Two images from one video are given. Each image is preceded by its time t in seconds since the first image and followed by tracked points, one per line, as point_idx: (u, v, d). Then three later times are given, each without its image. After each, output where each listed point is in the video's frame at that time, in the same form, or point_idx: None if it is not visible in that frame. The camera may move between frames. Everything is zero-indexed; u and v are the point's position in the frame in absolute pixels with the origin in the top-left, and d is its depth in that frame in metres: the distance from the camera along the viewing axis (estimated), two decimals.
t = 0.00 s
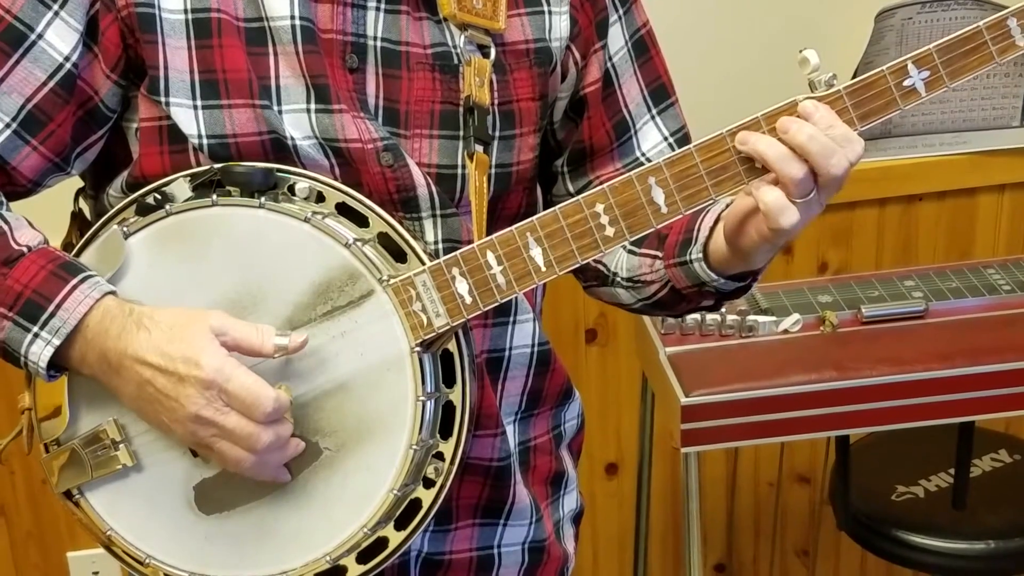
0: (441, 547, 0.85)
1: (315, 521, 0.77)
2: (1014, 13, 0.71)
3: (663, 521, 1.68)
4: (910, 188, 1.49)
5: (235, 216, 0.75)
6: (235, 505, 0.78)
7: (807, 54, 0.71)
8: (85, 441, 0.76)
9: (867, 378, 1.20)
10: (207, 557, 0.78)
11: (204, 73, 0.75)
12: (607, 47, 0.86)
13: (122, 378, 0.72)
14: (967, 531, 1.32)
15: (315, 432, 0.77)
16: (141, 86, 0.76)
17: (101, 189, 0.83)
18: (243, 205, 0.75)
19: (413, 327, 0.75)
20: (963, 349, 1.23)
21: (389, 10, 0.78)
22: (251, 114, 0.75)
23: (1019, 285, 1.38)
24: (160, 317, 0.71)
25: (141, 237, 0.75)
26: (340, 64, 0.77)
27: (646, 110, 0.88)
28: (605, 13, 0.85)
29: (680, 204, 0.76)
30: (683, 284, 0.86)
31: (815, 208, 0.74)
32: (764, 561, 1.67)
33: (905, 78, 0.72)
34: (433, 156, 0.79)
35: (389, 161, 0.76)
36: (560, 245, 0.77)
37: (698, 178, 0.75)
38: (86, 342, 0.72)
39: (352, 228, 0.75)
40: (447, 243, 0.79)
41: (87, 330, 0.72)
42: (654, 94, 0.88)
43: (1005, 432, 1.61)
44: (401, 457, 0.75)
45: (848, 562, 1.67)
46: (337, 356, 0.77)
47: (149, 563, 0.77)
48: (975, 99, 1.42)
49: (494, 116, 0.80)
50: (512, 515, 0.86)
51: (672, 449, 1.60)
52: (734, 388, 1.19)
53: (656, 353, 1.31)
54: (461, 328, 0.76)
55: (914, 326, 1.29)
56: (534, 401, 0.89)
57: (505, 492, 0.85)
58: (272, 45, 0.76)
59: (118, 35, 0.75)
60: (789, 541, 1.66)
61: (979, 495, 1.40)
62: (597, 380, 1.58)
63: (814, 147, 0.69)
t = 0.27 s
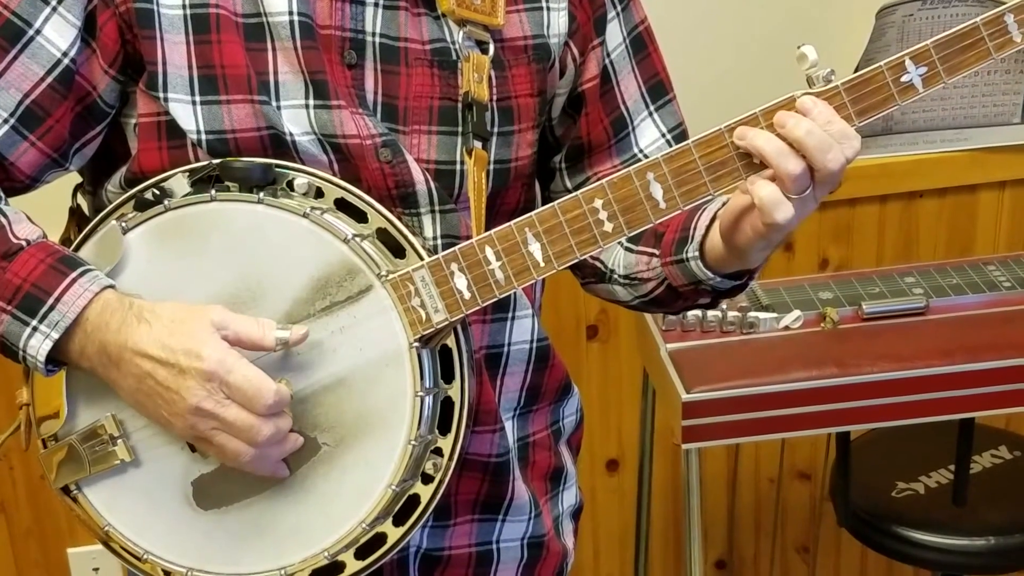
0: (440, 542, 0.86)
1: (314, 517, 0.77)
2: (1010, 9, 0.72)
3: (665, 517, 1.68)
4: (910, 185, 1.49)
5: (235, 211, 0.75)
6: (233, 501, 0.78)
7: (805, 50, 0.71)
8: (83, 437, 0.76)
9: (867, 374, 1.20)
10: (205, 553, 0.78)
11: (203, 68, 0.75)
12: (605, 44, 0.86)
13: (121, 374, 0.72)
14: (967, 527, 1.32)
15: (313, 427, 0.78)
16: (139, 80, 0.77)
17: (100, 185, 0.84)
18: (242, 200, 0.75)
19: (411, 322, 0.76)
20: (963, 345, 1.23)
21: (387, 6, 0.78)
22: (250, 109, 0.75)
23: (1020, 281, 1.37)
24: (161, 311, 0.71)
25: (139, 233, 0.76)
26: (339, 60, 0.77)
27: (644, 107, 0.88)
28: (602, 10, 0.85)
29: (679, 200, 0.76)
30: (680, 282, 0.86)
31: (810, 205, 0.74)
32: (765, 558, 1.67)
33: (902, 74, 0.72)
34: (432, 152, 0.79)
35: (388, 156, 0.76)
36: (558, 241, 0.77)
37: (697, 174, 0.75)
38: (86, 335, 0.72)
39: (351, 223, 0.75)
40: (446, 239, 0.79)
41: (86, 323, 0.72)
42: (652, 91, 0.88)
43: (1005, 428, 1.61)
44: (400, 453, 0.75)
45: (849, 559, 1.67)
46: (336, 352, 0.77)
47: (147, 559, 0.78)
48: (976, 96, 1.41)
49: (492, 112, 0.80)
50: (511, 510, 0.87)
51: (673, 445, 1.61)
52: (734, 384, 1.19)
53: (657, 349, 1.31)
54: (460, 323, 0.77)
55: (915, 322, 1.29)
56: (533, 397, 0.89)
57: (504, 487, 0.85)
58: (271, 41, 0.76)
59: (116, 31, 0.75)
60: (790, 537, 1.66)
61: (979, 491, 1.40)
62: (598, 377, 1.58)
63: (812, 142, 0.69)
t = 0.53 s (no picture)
0: (436, 540, 0.86)
1: (310, 516, 0.77)
2: (1006, 8, 0.72)
3: (662, 513, 1.68)
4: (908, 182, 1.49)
5: (229, 210, 0.75)
6: (229, 501, 0.78)
7: (800, 48, 0.71)
8: (79, 437, 0.76)
9: (864, 371, 1.20)
10: (201, 552, 0.78)
11: (198, 66, 0.75)
12: (601, 42, 0.86)
13: (116, 374, 0.72)
14: (964, 524, 1.32)
15: (309, 427, 0.78)
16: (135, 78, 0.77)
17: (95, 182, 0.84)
18: (237, 199, 0.75)
19: (406, 322, 0.76)
20: (960, 342, 1.23)
21: (383, 4, 0.77)
22: (245, 107, 0.75)
23: (1017, 278, 1.37)
24: (154, 313, 0.71)
25: (134, 233, 0.75)
26: (334, 58, 0.77)
27: (639, 105, 0.88)
28: (598, 8, 0.85)
29: (674, 199, 0.76)
30: (672, 282, 0.86)
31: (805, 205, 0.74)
32: (763, 554, 1.68)
33: (897, 73, 0.72)
34: (427, 149, 0.79)
35: (384, 154, 0.76)
36: (553, 240, 0.77)
37: (692, 174, 0.75)
38: (81, 335, 0.72)
39: (346, 223, 0.75)
40: (441, 237, 0.80)
41: (82, 324, 0.72)
42: (647, 89, 0.88)
43: (1002, 425, 1.61)
44: (395, 452, 0.76)
45: (846, 556, 1.67)
46: (331, 352, 0.77)
47: (143, 558, 0.78)
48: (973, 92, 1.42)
49: (488, 110, 0.80)
50: (507, 508, 0.87)
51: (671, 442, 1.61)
52: (731, 381, 1.19)
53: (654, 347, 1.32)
54: (455, 322, 0.77)
55: (912, 319, 1.29)
56: (529, 395, 0.89)
57: (500, 485, 0.86)
58: (266, 38, 0.76)
59: (112, 28, 0.75)
60: (787, 534, 1.66)
61: (976, 488, 1.41)
62: (596, 374, 1.59)
63: (808, 141, 0.69)
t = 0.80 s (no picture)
0: (434, 540, 0.86)
1: (306, 514, 0.77)
2: (1007, 10, 0.71)
3: (661, 512, 1.68)
4: (907, 180, 1.49)
5: (227, 208, 0.75)
6: (225, 498, 0.78)
7: (800, 50, 0.71)
8: (76, 433, 0.76)
9: (863, 370, 1.20)
10: (197, 550, 0.78)
11: (197, 64, 0.75)
12: (601, 42, 0.86)
13: (114, 369, 0.72)
14: (962, 522, 1.32)
15: (306, 425, 0.78)
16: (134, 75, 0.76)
17: (94, 180, 0.83)
18: (235, 197, 0.75)
19: (404, 321, 0.75)
20: (960, 341, 1.22)
21: (383, 3, 0.77)
22: (244, 105, 0.75)
23: (1016, 277, 1.37)
24: (154, 307, 0.71)
25: (132, 229, 0.75)
26: (333, 57, 0.77)
27: (640, 106, 0.88)
28: (598, 8, 0.85)
29: (673, 199, 0.76)
30: (674, 282, 0.86)
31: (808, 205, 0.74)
32: (761, 553, 1.68)
33: (898, 75, 0.72)
34: (426, 149, 0.79)
35: (383, 153, 0.76)
36: (552, 240, 0.76)
37: (691, 174, 0.75)
38: (78, 331, 0.72)
39: (345, 221, 0.75)
40: (440, 236, 0.80)
41: (79, 318, 0.72)
42: (648, 90, 0.88)
43: (1001, 424, 1.61)
44: (392, 451, 0.75)
45: (845, 555, 1.67)
46: (328, 350, 0.77)
47: (139, 554, 0.78)
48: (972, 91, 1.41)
49: (487, 110, 0.80)
50: (505, 508, 0.87)
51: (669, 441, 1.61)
52: (729, 379, 1.19)
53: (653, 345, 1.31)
54: (453, 321, 0.77)
55: (912, 318, 1.29)
56: (526, 395, 0.89)
57: (498, 485, 0.85)
58: (266, 37, 0.76)
59: (112, 25, 0.75)
60: (786, 533, 1.66)
61: (975, 487, 1.41)
62: (595, 373, 1.58)
63: (808, 143, 0.69)
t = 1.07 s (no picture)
0: (435, 540, 0.86)
1: (308, 516, 0.77)
2: (1012, 12, 0.71)
3: (661, 511, 1.68)
4: (907, 180, 1.49)
5: (229, 210, 0.75)
6: (227, 500, 0.78)
7: (803, 51, 0.71)
8: (78, 435, 0.76)
9: (864, 369, 1.19)
10: (199, 552, 0.78)
11: (199, 63, 0.75)
12: (602, 43, 0.86)
13: (115, 372, 0.72)
14: (963, 522, 1.32)
15: (307, 426, 0.77)
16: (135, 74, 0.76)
17: (95, 180, 0.83)
18: (237, 198, 0.75)
19: (406, 322, 0.75)
20: (960, 340, 1.22)
21: (384, 4, 0.77)
22: (246, 105, 0.75)
23: (1016, 276, 1.37)
24: (152, 310, 0.71)
25: (134, 230, 0.75)
26: (334, 58, 0.77)
27: (641, 106, 0.88)
28: (599, 9, 0.85)
29: (675, 201, 0.75)
30: (669, 283, 0.86)
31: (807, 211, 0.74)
32: (761, 552, 1.68)
33: (902, 77, 0.72)
34: (427, 150, 0.79)
35: (385, 153, 0.76)
36: (554, 242, 0.76)
37: (693, 176, 0.74)
38: (79, 333, 0.72)
39: (347, 222, 0.75)
40: (442, 237, 0.80)
41: (80, 321, 0.72)
42: (649, 91, 0.88)
43: (1001, 424, 1.61)
44: (394, 453, 0.75)
45: (845, 555, 1.68)
46: (330, 351, 0.77)
47: (140, 556, 0.78)
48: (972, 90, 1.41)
49: (488, 111, 0.79)
50: (506, 508, 0.86)
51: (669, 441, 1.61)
52: (730, 378, 1.19)
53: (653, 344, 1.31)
54: (455, 323, 0.76)
55: (912, 317, 1.29)
56: (528, 395, 0.88)
57: (500, 485, 0.85)
58: (267, 36, 0.76)
59: (112, 25, 0.75)
60: (786, 532, 1.66)
61: (975, 486, 1.41)
62: (595, 372, 1.58)
63: (815, 147, 0.69)
